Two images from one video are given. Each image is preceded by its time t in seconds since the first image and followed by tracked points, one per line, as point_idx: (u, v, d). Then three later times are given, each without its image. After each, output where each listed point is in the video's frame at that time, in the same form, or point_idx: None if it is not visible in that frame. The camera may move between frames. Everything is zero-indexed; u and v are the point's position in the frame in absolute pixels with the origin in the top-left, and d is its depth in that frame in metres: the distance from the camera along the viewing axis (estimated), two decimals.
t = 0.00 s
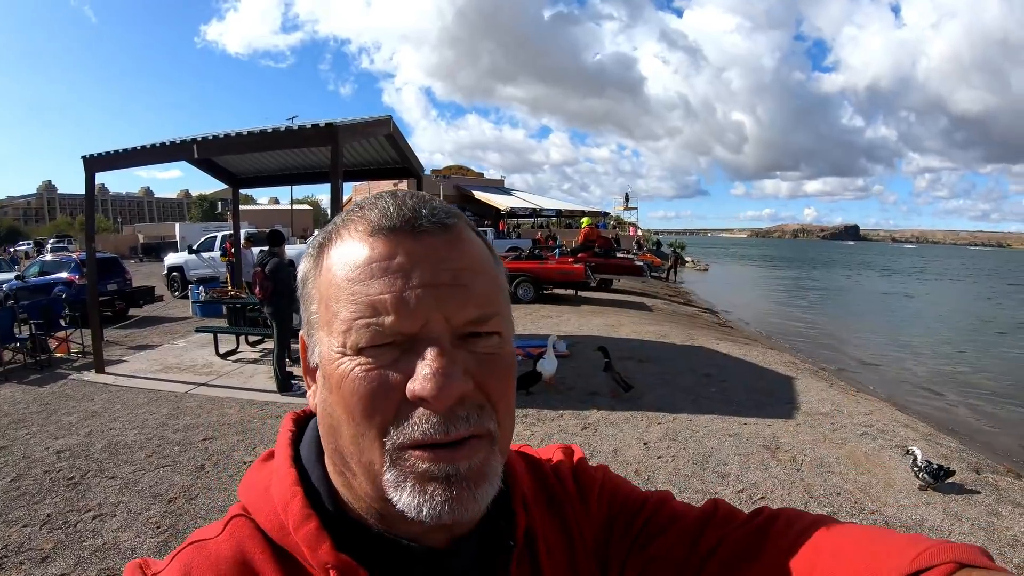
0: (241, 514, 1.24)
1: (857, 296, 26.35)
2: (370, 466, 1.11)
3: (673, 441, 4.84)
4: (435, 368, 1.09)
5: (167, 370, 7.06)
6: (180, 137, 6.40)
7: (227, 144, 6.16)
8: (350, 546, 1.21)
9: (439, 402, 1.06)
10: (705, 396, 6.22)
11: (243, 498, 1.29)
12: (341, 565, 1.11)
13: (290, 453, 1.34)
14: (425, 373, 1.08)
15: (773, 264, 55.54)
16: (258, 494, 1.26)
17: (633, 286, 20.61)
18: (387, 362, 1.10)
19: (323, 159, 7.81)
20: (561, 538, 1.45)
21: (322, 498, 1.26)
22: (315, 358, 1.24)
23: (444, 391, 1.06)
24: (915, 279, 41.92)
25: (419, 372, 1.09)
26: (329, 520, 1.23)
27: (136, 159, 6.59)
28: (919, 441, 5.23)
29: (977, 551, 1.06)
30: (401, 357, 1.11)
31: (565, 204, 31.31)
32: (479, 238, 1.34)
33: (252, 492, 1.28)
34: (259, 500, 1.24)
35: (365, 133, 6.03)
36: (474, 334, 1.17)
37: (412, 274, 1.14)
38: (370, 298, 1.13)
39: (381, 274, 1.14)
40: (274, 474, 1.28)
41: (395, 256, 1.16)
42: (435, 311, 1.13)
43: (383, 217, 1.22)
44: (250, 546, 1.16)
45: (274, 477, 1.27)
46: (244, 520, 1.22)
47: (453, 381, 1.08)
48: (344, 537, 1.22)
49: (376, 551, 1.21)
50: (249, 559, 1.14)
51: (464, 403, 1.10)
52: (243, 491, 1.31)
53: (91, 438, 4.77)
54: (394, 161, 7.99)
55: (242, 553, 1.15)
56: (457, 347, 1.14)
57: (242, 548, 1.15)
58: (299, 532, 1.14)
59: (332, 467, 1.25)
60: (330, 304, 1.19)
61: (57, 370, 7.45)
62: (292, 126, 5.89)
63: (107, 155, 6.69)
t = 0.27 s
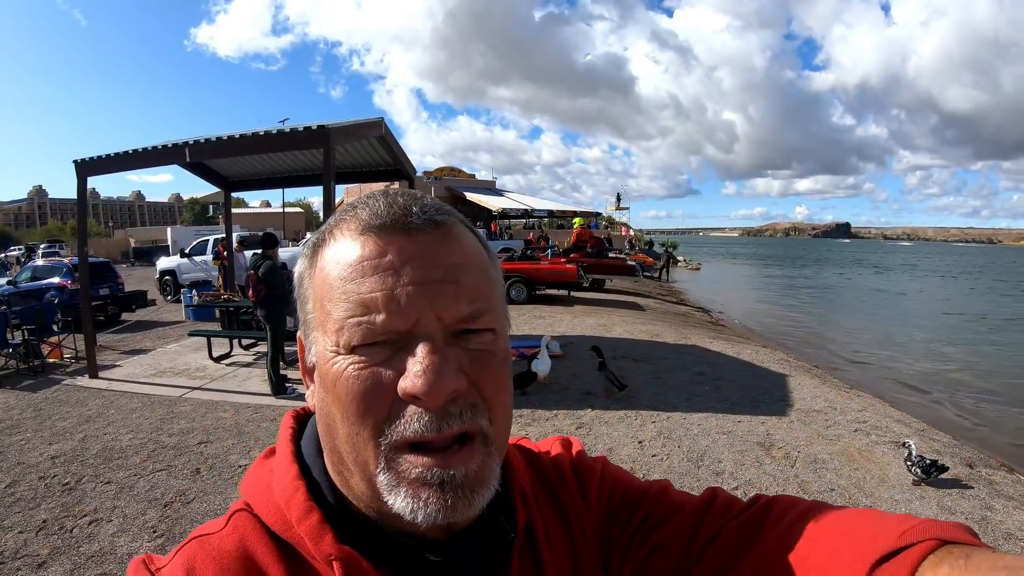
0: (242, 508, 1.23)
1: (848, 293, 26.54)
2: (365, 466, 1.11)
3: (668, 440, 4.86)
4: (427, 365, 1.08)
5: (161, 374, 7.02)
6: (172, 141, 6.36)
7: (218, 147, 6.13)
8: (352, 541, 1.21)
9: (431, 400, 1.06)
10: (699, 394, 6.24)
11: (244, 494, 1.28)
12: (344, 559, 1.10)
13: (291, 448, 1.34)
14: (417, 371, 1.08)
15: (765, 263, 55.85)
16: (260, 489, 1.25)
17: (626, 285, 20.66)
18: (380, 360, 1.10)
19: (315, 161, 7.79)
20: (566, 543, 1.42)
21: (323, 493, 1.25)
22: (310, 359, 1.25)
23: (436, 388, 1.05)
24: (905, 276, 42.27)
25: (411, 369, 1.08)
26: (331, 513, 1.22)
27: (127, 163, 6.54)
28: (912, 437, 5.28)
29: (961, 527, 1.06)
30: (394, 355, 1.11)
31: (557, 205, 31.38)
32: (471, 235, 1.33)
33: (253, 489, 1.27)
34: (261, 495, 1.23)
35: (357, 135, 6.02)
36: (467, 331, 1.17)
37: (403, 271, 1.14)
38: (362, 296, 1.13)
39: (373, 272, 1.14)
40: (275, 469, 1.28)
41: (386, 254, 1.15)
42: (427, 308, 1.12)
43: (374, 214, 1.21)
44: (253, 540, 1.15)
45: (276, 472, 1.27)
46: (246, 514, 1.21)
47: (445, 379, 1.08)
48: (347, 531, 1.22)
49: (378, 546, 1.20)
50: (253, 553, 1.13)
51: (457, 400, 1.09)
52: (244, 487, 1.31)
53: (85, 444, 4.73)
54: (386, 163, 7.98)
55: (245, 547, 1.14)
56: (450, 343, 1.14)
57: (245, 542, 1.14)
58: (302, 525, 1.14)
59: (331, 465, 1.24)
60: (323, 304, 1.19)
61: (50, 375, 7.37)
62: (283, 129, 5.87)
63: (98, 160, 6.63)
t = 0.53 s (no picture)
0: (240, 512, 1.22)
1: (841, 292, 26.68)
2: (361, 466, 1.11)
3: (664, 439, 4.86)
4: (424, 365, 1.08)
5: (156, 378, 6.97)
6: (165, 144, 6.33)
7: (212, 150, 6.11)
8: (352, 543, 1.20)
9: (428, 401, 1.06)
10: (694, 394, 6.26)
11: (240, 498, 1.27)
12: (346, 561, 1.10)
13: (287, 450, 1.32)
14: (414, 371, 1.08)
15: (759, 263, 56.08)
16: (256, 493, 1.24)
17: (621, 286, 20.69)
18: (378, 359, 1.10)
19: (308, 164, 7.77)
20: (572, 555, 1.41)
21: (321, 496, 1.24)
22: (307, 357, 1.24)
23: (433, 389, 1.05)
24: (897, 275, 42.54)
25: (408, 369, 1.08)
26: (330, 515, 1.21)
27: (121, 166, 6.50)
28: (906, 434, 5.31)
29: None
30: (391, 355, 1.11)
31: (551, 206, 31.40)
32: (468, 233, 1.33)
33: (249, 492, 1.25)
34: (258, 499, 1.22)
35: (351, 137, 6.01)
36: (464, 330, 1.17)
37: (399, 270, 1.13)
38: (358, 295, 1.12)
39: (369, 271, 1.13)
40: (272, 473, 1.27)
41: (383, 252, 1.15)
42: (423, 307, 1.12)
43: (370, 213, 1.21)
44: (252, 545, 1.14)
45: (272, 475, 1.26)
46: (244, 518, 1.20)
47: (442, 380, 1.08)
48: (347, 533, 1.21)
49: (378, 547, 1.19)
50: (252, 557, 1.12)
51: (455, 400, 1.09)
52: (240, 491, 1.29)
53: (81, 448, 4.69)
54: (380, 165, 7.97)
55: (243, 551, 1.13)
56: (447, 342, 1.14)
57: (243, 547, 1.13)
58: (302, 528, 1.13)
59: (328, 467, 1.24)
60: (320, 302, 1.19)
61: (45, 379, 7.31)
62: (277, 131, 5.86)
63: (91, 163, 6.59)
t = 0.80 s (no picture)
0: (235, 510, 1.20)
1: (834, 292, 26.81)
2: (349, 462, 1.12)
3: (659, 438, 4.87)
4: (408, 363, 1.08)
5: (151, 380, 6.93)
6: (159, 146, 6.30)
7: (206, 151, 6.08)
8: (350, 540, 1.18)
9: (411, 399, 1.06)
10: (689, 393, 6.27)
11: (235, 496, 1.25)
12: (345, 559, 1.09)
13: (281, 446, 1.30)
14: (398, 368, 1.08)
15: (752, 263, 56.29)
16: (251, 491, 1.22)
17: (615, 286, 20.72)
18: (363, 356, 1.10)
19: (303, 165, 7.75)
20: (573, 564, 1.40)
21: (316, 493, 1.22)
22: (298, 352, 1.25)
23: (415, 387, 1.05)
24: (890, 274, 42.81)
25: (392, 367, 1.09)
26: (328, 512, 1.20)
27: (114, 167, 6.46)
28: (900, 431, 5.34)
29: None
30: (376, 352, 1.11)
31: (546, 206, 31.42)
32: (460, 227, 1.30)
33: (244, 491, 1.24)
34: (254, 497, 1.20)
35: (345, 139, 6.00)
36: (451, 327, 1.16)
37: (385, 266, 1.13)
38: (343, 292, 1.12)
39: (354, 268, 1.13)
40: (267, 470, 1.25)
41: (369, 248, 1.14)
42: (408, 304, 1.11)
43: (356, 208, 1.20)
44: (249, 543, 1.12)
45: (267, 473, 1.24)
46: (240, 515, 1.18)
47: (427, 377, 1.07)
48: (344, 530, 1.19)
49: (374, 543, 1.19)
50: (250, 556, 1.11)
51: (439, 398, 1.09)
52: (234, 489, 1.27)
53: (75, 450, 4.66)
54: (374, 166, 7.96)
55: (240, 549, 1.11)
56: (433, 339, 1.13)
57: (240, 545, 1.12)
58: (300, 528, 1.11)
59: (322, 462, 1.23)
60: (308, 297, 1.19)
61: (40, 382, 7.26)
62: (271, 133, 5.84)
63: (85, 164, 6.55)
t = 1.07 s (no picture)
0: (243, 507, 1.19)
1: (831, 291, 26.87)
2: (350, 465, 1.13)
3: (657, 438, 4.88)
4: (403, 372, 1.08)
5: (149, 381, 6.92)
6: (157, 147, 6.28)
7: (204, 153, 6.07)
8: (356, 539, 1.18)
9: (404, 408, 1.05)
10: (687, 393, 6.28)
11: (243, 492, 1.25)
12: (351, 558, 1.09)
13: (289, 444, 1.30)
14: (393, 378, 1.08)
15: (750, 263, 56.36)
16: (260, 488, 1.22)
17: (613, 286, 20.74)
18: (361, 361, 1.11)
19: (300, 166, 7.74)
20: (575, 563, 1.41)
21: (325, 490, 1.22)
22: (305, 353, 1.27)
23: (409, 397, 1.05)
24: (887, 273, 42.91)
25: (388, 376, 1.08)
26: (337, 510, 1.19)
27: (112, 169, 6.44)
28: (898, 430, 5.35)
29: None
30: (373, 358, 1.11)
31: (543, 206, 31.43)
32: (467, 231, 1.27)
33: (252, 488, 1.23)
34: (262, 494, 1.20)
35: (343, 140, 5.99)
36: (450, 335, 1.14)
37: (384, 273, 1.12)
38: (342, 298, 1.12)
39: (354, 274, 1.13)
40: (275, 468, 1.24)
41: (368, 255, 1.14)
42: (405, 313, 1.10)
43: (359, 213, 1.19)
44: (257, 541, 1.12)
45: (275, 471, 1.23)
46: (248, 513, 1.18)
47: (421, 387, 1.06)
48: (352, 529, 1.18)
49: (380, 542, 1.19)
50: (259, 554, 1.10)
51: (435, 408, 1.08)
52: (242, 486, 1.26)
53: (75, 452, 4.65)
54: (372, 166, 7.94)
55: (249, 547, 1.11)
56: (431, 348, 1.12)
57: (250, 543, 1.11)
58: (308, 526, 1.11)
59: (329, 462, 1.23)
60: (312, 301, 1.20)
61: (38, 383, 7.25)
62: (269, 133, 5.83)
63: (83, 166, 6.53)
